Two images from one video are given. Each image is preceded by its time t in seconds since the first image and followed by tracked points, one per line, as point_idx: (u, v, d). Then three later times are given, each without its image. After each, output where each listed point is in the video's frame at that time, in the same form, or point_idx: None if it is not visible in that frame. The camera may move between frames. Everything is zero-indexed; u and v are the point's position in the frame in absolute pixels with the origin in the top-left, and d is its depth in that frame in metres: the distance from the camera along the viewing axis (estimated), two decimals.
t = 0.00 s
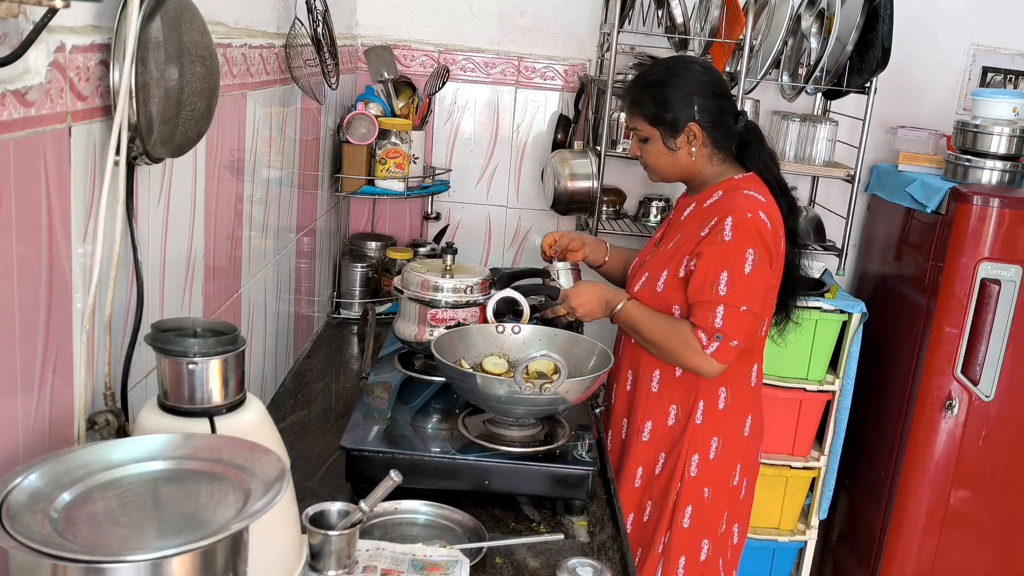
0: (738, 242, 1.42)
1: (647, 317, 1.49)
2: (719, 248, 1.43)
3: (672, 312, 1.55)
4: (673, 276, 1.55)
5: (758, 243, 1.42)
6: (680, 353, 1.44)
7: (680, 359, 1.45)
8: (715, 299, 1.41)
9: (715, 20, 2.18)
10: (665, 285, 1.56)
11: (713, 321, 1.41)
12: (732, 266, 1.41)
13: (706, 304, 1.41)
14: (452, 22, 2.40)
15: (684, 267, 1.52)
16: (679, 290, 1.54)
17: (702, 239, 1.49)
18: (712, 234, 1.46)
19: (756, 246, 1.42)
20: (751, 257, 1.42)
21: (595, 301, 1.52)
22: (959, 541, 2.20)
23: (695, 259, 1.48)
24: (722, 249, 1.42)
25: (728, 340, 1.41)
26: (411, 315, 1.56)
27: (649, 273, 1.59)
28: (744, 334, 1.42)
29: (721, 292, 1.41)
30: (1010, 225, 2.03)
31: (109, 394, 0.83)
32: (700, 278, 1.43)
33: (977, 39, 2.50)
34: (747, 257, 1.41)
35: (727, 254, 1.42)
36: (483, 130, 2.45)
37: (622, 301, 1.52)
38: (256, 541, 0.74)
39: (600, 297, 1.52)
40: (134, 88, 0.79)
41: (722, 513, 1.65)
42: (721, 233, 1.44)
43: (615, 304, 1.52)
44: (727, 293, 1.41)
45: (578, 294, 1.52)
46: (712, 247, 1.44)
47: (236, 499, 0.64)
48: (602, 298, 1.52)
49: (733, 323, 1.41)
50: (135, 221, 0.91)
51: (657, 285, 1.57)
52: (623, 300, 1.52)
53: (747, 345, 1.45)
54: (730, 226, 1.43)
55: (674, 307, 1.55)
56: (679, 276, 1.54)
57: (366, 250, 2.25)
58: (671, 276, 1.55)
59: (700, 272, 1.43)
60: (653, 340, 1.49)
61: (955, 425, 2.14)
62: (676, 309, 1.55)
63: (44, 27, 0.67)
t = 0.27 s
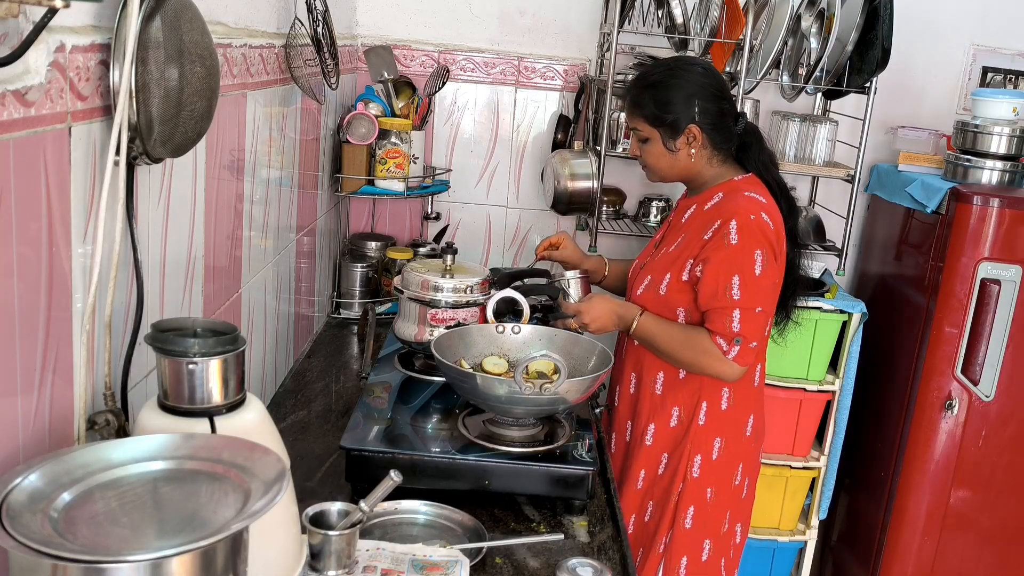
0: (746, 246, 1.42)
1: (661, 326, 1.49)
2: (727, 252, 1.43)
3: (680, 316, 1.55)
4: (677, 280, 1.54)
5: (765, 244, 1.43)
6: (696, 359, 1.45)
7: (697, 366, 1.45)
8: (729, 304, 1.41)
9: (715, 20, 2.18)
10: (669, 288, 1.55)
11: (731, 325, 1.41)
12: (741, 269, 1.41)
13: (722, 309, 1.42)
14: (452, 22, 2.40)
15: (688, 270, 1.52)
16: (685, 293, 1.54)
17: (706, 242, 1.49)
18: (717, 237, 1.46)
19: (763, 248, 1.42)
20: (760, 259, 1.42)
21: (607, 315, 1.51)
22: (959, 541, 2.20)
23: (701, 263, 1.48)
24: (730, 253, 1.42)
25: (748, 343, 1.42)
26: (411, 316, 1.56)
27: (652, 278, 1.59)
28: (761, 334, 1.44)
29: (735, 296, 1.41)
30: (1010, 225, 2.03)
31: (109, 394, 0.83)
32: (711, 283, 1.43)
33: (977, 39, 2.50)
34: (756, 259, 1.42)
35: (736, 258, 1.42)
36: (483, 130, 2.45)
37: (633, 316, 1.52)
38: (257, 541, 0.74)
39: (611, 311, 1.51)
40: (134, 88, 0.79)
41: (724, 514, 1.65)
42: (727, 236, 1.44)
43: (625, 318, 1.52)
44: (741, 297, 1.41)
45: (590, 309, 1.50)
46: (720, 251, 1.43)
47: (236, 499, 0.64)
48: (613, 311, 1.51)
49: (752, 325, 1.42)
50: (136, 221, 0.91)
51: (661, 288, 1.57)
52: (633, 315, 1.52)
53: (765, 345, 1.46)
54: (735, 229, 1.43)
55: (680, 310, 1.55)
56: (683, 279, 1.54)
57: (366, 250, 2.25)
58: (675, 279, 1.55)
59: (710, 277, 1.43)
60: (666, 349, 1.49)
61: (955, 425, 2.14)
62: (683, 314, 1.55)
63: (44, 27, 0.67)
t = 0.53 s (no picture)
0: (751, 243, 1.42)
1: (666, 325, 1.48)
2: (732, 249, 1.43)
3: (684, 315, 1.55)
4: (680, 278, 1.54)
5: (770, 241, 1.43)
6: (701, 357, 1.44)
7: (703, 364, 1.45)
8: (735, 301, 1.41)
9: (715, 20, 2.18)
10: (673, 286, 1.55)
11: (736, 322, 1.41)
12: (746, 266, 1.41)
13: (728, 306, 1.42)
14: (452, 22, 2.40)
15: (692, 269, 1.52)
16: (689, 292, 1.54)
17: (710, 240, 1.49)
18: (722, 235, 1.46)
19: (767, 245, 1.42)
20: (764, 255, 1.42)
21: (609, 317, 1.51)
22: (959, 541, 2.20)
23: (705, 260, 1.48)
24: (734, 250, 1.42)
25: (754, 339, 1.42)
26: (411, 315, 1.56)
27: (656, 277, 1.59)
28: (767, 331, 1.43)
29: (740, 293, 1.41)
30: (1010, 225, 2.03)
31: (109, 394, 0.83)
32: (716, 281, 1.43)
33: (977, 39, 2.50)
34: (761, 256, 1.42)
35: (741, 255, 1.42)
36: (483, 129, 2.45)
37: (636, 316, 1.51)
38: (257, 541, 0.74)
39: (615, 313, 1.51)
40: (134, 88, 0.79)
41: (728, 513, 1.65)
42: (732, 234, 1.44)
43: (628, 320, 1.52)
44: (746, 293, 1.41)
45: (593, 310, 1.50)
46: (725, 249, 1.44)
47: (236, 499, 0.64)
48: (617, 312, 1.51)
49: (758, 321, 1.41)
50: (136, 221, 0.91)
51: (665, 287, 1.57)
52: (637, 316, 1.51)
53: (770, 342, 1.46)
54: (740, 227, 1.44)
55: (684, 308, 1.55)
56: (686, 278, 1.53)
57: (366, 250, 2.25)
58: (679, 278, 1.54)
59: (715, 275, 1.43)
60: (671, 348, 1.48)
61: (955, 425, 2.14)
62: (688, 312, 1.55)
63: (44, 27, 0.67)
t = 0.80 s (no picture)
0: (751, 243, 1.42)
1: (661, 318, 1.48)
2: (732, 249, 1.43)
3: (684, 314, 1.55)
4: (682, 276, 1.54)
5: (770, 242, 1.43)
6: (695, 354, 1.44)
7: (698, 361, 1.45)
8: (731, 300, 1.42)
9: (715, 20, 2.18)
10: (675, 285, 1.55)
11: (731, 321, 1.41)
12: (745, 265, 1.41)
13: (724, 305, 1.42)
14: (452, 22, 2.40)
15: (694, 267, 1.52)
16: (690, 291, 1.54)
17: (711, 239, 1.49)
18: (723, 235, 1.46)
19: (767, 245, 1.42)
20: (764, 256, 1.42)
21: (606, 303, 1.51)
22: (959, 541, 2.20)
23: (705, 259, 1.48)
24: (734, 249, 1.43)
25: (747, 340, 1.42)
26: (411, 315, 1.56)
27: (657, 275, 1.59)
28: (761, 333, 1.43)
29: (737, 293, 1.41)
30: (1010, 225, 2.03)
31: (109, 394, 0.83)
32: (715, 279, 1.43)
33: (977, 39, 2.50)
34: (760, 256, 1.42)
35: (741, 255, 1.42)
36: (483, 130, 2.45)
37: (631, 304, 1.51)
38: (257, 541, 0.74)
39: (611, 300, 1.51)
40: (134, 88, 0.79)
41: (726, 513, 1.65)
42: (733, 233, 1.44)
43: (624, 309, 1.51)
44: (743, 293, 1.41)
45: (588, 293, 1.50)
46: (726, 248, 1.44)
47: (236, 499, 0.64)
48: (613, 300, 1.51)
49: (752, 321, 1.41)
50: (136, 221, 0.91)
51: (667, 285, 1.57)
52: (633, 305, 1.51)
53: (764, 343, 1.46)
54: (741, 227, 1.44)
55: (685, 307, 1.55)
56: (688, 276, 1.53)
57: (366, 250, 2.25)
58: (681, 277, 1.54)
59: (714, 273, 1.44)
60: (665, 342, 1.48)
61: (955, 424, 2.14)
62: (688, 311, 1.55)
63: (44, 27, 0.67)
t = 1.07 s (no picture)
0: (750, 244, 1.42)
1: (660, 322, 1.48)
2: (732, 250, 1.43)
3: (684, 314, 1.55)
4: (682, 276, 1.54)
5: (769, 243, 1.43)
6: (694, 355, 1.44)
7: (697, 362, 1.45)
8: (731, 301, 1.41)
9: (715, 20, 2.18)
10: (675, 285, 1.55)
11: (731, 322, 1.41)
12: (745, 266, 1.41)
13: (724, 306, 1.42)
14: (452, 22, 2.40)
15: (694, 268, 1.52)
16: (690, 291, 1.54)
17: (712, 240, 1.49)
18: (723, 236, 1.46)
19: (767, 246, 1.42)
20: (763, 257, 1.42)
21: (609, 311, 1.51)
22: (959, 541, 2.20)
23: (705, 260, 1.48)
24: (734, 250, 1.42)
25: (747, 341, 1.41)
26: (411, 315, 1.56)
27: (658, 276, 1.59)
28: (761, 334, 1.43)
29: (737, 294, 1.41)
30: (1010, 225, 2.03)
31: (109, 394, 0.83)
32: (714, 280, 1.43)
33: (977, 39, 2.50)
34: (760, 257, 1.42)
35: (740, 256, 1.42)
36: (483, 130, 2.45)
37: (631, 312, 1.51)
38: (257, 541, 0.74)
39: (612, 309, 1.51)
40: (134, 88, 0.79)
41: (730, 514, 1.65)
42: (733, 234, 1.44)
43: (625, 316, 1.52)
44: (743, 294, 1.41)
45: (587, 305, 1.49)
46: (726, 249, 1.44)
47: (236, 499, 0.64)
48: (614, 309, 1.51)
49: (752, 323, 1.41)
50: (136, 221, 0.91)
51: (667, 286, 1.57)
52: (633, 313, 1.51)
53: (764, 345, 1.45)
54: (741, 228, 1.43)
55: (686, 308, 1.54)
56: (689, 277, 1.53)
57: (366, 250, 2.24)
58: (681, 277, 1.54)
59: (714, 274, 1.43)
60: (664, 344, 1.49)
61: (955, 424, 2.14)
62: (688, 312, 1.54)
63: (44, 27, 0.67)
